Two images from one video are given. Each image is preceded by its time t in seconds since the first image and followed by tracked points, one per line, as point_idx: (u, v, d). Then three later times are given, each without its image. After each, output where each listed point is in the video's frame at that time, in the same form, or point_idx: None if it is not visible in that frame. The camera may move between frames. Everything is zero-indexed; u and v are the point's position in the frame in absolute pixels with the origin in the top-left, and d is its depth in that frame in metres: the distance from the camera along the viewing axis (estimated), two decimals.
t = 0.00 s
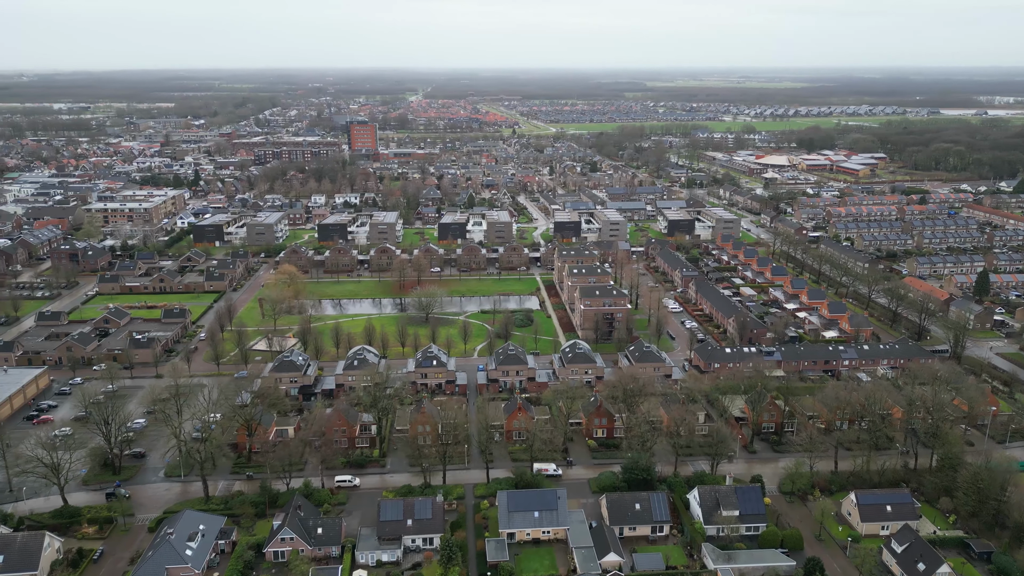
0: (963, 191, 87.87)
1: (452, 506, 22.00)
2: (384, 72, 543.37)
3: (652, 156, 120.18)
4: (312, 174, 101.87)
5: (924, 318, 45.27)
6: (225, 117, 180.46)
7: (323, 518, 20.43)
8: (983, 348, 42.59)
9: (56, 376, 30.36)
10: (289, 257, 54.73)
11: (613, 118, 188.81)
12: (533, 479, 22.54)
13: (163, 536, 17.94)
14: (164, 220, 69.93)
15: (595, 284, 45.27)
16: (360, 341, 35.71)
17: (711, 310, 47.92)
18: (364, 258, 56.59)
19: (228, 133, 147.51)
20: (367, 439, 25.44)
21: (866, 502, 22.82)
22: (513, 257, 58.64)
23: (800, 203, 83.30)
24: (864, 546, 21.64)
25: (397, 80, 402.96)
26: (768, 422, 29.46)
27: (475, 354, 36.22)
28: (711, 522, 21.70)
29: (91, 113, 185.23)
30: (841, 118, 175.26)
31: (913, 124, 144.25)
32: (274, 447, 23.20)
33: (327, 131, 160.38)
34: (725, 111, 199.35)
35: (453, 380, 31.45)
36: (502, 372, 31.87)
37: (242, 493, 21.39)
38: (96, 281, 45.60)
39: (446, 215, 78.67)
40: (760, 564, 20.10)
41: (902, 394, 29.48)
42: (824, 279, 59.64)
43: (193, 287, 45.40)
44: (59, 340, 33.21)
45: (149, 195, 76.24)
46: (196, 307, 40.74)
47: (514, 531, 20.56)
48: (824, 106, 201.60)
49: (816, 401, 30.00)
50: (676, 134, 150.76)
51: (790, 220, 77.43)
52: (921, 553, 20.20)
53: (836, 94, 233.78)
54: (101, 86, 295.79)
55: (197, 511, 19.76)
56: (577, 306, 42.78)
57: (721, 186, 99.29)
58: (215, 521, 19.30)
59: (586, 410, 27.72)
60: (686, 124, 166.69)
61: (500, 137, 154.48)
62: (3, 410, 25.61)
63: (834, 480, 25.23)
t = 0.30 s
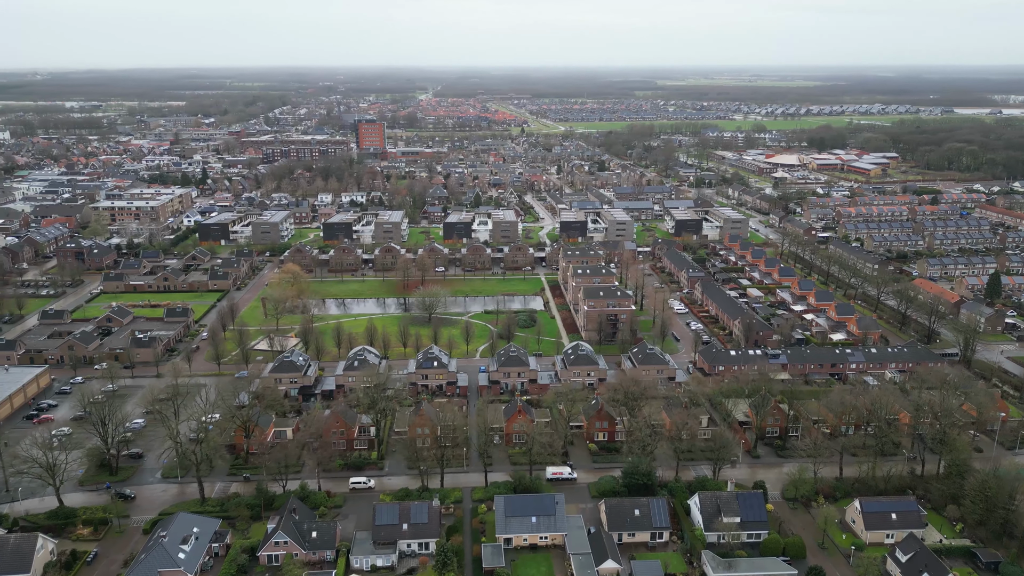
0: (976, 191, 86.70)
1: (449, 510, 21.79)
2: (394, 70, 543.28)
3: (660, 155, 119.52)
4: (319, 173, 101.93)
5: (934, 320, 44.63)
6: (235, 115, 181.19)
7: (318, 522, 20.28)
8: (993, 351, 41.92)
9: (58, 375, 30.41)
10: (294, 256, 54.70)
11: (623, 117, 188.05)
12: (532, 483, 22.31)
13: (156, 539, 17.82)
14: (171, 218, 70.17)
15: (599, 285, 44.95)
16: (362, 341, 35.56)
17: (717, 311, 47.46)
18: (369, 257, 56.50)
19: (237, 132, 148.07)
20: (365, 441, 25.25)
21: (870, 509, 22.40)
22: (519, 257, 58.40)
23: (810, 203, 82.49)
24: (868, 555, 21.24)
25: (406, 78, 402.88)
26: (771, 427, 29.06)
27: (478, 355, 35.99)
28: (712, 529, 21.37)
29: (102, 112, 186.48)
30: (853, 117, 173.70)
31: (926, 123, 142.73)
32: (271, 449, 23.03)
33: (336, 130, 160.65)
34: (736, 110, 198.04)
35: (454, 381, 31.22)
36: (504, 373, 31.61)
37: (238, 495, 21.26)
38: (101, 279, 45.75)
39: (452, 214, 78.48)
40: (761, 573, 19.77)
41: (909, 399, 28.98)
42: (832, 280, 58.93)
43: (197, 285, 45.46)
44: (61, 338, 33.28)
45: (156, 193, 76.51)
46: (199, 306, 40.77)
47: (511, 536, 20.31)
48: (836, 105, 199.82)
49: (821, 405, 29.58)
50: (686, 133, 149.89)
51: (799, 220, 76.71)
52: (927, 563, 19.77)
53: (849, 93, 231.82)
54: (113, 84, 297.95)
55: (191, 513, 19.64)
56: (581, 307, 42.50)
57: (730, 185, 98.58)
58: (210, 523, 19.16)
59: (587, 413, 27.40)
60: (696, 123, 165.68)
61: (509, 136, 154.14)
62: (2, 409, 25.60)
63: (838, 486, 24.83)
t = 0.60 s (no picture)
0: (989, 192, 85.61)
1: (446, 514, 21.57)
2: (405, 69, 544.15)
3: (669, 154, 118.89)
4: (326, 171, 101.96)
5: (944, 323, 44.02)
6: (245, 114, 181.92)
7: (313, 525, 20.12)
8: (1004, 355, 41.27)
9: (59, 375, 30.43)
10: (298, 254, 54.66)
11: (632, 116, 187.31)
12: (530, 487, 22.05)
13: (149, 541, 17.70)
14: (177, 216, 70.36)
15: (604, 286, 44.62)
16: (363, 341, 35.40)
17: (723, 313, 47.02)
18: (373, 257, 56.42)
19: (246, 130, 148.56)
20: (364, 443, 25.06)
21: (874, 517, 22.01)
22: (523, 257, 58.15)
23: (819, 203, 81.74)
24: (871, 564, 20.85)
25: (417, 76, 402.67)
26: (775, 431, 28.68)
27: (479, 355, 35.77)
28: (712, 536, 21.04)
29: (113, 110, 187.71)
30: (865, 115, 172.18)
31: (939, 122, 141.14)
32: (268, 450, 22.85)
33: (345, 128, 160.91)
34: (746, 109, 196.76)
35: (455, 383, 30.98)
36: (505, 375, 31.38)
37: (234, 497, 21.13)
38: (106, 277, 45.82)
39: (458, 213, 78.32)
40: None
41: (916, 404, 28.49)
42: (840, 282, 58.24)
43: (200, 284, 45.52)
44: (63, 337, 33.31)
45: (164, 191, 76.78)
46: (202, 305, 40.78)
47: (507, 542, 20.06)
48: (848, 103, 198.25)
49: (826, 410, 29.16)
50: (695, 132, 149.04)
51: (808, 220, 76.00)
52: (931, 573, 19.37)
53: (862, 92, 229.85)
54: (126, 83, 299.55)
55: (185, 516, 19.51)
56: (585, 308, 42.21)
57: (739, 185, 97.89)
58: (204, 526, 19.04)
59: (587, 416, 27.08)
60: (706, 122, 164.66)
61: (517, 135, 153.81)
62: (2, 409, 25.62)
63: (843, 493, 24.41)
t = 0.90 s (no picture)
0: (1003, 192, 84.43)
1: (443, 517, 21.36)
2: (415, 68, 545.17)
3: (678, 153, 118.22)
4: (333, 170, 102.07)
5: (954, 326, 43.33)
6: (255, 112, 182.64)
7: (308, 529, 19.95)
8: (1015, 359, 40.58)
9: (60, 373, 30.46)
10: (303, 253, 54.65)
11: (642, 115, 186.48)
12: (529, 492, 21.79)
13: (141, 544, 17.56)
14: (184, 214, 70.61)
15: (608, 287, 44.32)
16: (364, 342, 35.24)
17: (729, 314, 46.56)
18: (378, 256, 56.34)
19: (255, 129, 148.96)
20: (362, 445, 24.89)
21: (879, 525, 21.59)
22: (528, 257, 57.92)
23: (829, 203, 80.94)
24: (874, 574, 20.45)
25: (428, 75, 402.10)
26: (779, 436, 28.27)
27: (481, 357, 35.51)
28: (712, 543, 20.73)
29: (125, 108, 189.03)
30: (877, 115, 170.54)
31: (953, 121, 139.53)
32: (265, 452, 22.70)
33: (354, 127, 161.19)
34: (758, 108, 195.37)
35: (455, 384, 30.77)
36: (506, 377, 31.13)
37: (230, 500, 21.01)
38: (110, 276, 45.95)
39: (464, 213, 78.13)
40: None
41: (924, 409, 28.03)
42: (849, 283, 57.48)
43: (204, 283, 45.57)
44: (65, 335, 33.35)
45: (171, 189, 77.11)
46: (205, 304, 40.78)
47: (504, 547, 19.80)
48: (861, 102, 196.42)
49: (832, 415, 28.71)
50: (705, 131, 148.16)
51: (817, 221, 75.27)
52: None
53: (875, 91, 227.82)
54: (138, 81, 301.30)
55: (180, 518, 19.41)
56: (589, 309, 41.93)
57: (748, 184, 97.17)
58: (198, 528, 18.93)
59: (588, 419, 26.80)
60: (717, 121, 163.51)
61: (526, 133, 153.46)
62: (2, 408, 25.63)
63: (847, 500, 23.99)
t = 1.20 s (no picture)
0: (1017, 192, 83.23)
1: (440, 521, 21.14)
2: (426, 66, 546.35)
3: (687, 152, 117.47)
4: (340, 168, 102.13)
5: (964, 329, 42.62)
6: (265, 110, 183.24)
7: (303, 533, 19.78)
8: None
9: (61, 372, 30.44)
10: (307, 252, 54.61)
11: (652, 113, 185.59)
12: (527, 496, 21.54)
13: (134, 547, 17.44)
14: (191, 213, 70.81)
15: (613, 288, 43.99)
16: (366, 342, 35.11)
17: (735, 316, 46.08)
18: (383, 256, 56.22)
19: (264, 127, 149.40)
20: (360, 447, 24.70)
21: (884, 534, 21.17)
22: (533, 256, 57.63)
23: (839, 203, 80.08)
24: None
25: (439, 74, 401.10)
26: (783, 440, 27.88)
27: (483, 358, 35.29)
28: (713, 551, 20.37)
29: (136, 107, 190.18)
30: (890, 114, 168.91)
31: (968, 120, 137.85)
32: (262, 453, 22.55)
33: (362, 125, 161.37)
34: (769, 107, 193.94)
35: (456, 386, 30.54)
36: (508, 379, 30.91)
37: (226, 502, 20.83)
38: (115, 274, 46.07)
39: (470, 212, 77.92)
40: None
41: (931, 414, 27.50)
42: (858, 284, 56.75)
43: (208, 282, 45.59)
44: (68, 334, 33.39)
45: (178, 188, 77.35)
46: (209, 303, 40.77)
47: (500, 553, 19.56)
48: (874, 101, 194.40)
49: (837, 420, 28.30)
50: (715, 130, 147.20)
51: (827, 221, 74.49)
52: None
53: (888, 89, 225.61)
54: (150, 79, 302.36)
55: (174, 520, 19.27)
56: (593, 310, 41.62)
57: (757, 184, 96.40)
58: (193, 530, 18.80)
59: (589, 422, 26.48)
60: (727, 120, 162.40)
61: (535, 132, 153.08)
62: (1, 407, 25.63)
63: (851, 507, 23.61)
